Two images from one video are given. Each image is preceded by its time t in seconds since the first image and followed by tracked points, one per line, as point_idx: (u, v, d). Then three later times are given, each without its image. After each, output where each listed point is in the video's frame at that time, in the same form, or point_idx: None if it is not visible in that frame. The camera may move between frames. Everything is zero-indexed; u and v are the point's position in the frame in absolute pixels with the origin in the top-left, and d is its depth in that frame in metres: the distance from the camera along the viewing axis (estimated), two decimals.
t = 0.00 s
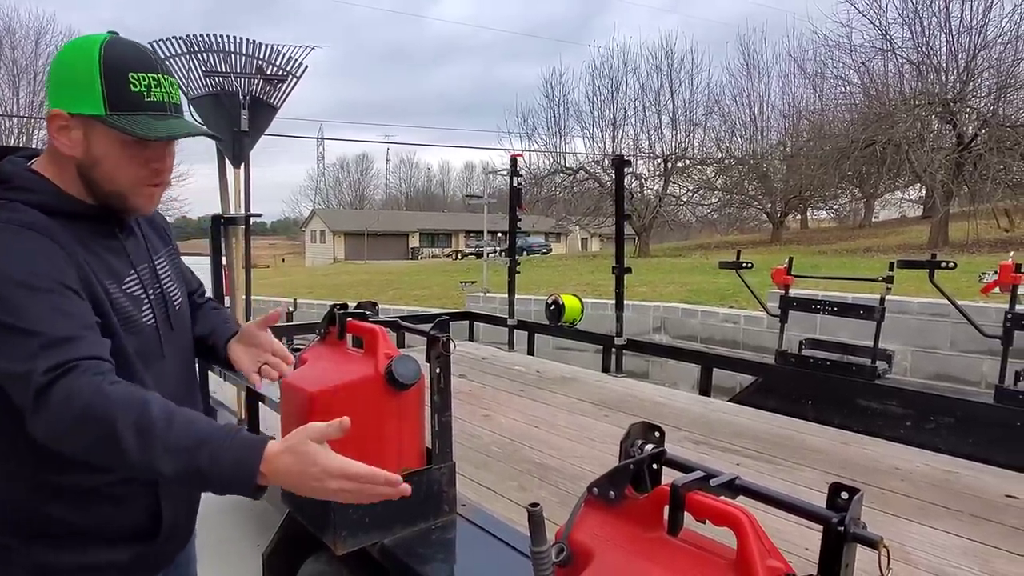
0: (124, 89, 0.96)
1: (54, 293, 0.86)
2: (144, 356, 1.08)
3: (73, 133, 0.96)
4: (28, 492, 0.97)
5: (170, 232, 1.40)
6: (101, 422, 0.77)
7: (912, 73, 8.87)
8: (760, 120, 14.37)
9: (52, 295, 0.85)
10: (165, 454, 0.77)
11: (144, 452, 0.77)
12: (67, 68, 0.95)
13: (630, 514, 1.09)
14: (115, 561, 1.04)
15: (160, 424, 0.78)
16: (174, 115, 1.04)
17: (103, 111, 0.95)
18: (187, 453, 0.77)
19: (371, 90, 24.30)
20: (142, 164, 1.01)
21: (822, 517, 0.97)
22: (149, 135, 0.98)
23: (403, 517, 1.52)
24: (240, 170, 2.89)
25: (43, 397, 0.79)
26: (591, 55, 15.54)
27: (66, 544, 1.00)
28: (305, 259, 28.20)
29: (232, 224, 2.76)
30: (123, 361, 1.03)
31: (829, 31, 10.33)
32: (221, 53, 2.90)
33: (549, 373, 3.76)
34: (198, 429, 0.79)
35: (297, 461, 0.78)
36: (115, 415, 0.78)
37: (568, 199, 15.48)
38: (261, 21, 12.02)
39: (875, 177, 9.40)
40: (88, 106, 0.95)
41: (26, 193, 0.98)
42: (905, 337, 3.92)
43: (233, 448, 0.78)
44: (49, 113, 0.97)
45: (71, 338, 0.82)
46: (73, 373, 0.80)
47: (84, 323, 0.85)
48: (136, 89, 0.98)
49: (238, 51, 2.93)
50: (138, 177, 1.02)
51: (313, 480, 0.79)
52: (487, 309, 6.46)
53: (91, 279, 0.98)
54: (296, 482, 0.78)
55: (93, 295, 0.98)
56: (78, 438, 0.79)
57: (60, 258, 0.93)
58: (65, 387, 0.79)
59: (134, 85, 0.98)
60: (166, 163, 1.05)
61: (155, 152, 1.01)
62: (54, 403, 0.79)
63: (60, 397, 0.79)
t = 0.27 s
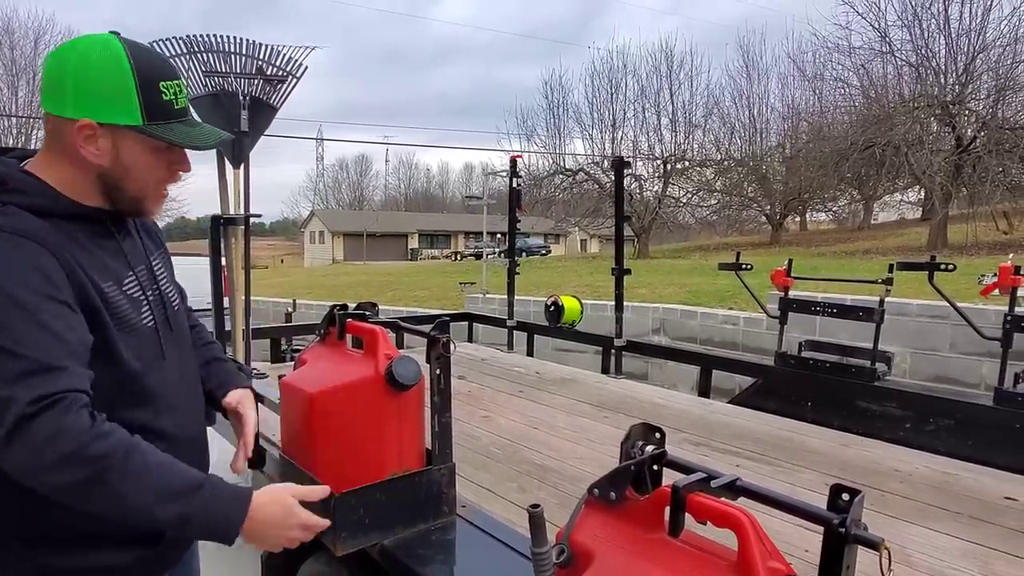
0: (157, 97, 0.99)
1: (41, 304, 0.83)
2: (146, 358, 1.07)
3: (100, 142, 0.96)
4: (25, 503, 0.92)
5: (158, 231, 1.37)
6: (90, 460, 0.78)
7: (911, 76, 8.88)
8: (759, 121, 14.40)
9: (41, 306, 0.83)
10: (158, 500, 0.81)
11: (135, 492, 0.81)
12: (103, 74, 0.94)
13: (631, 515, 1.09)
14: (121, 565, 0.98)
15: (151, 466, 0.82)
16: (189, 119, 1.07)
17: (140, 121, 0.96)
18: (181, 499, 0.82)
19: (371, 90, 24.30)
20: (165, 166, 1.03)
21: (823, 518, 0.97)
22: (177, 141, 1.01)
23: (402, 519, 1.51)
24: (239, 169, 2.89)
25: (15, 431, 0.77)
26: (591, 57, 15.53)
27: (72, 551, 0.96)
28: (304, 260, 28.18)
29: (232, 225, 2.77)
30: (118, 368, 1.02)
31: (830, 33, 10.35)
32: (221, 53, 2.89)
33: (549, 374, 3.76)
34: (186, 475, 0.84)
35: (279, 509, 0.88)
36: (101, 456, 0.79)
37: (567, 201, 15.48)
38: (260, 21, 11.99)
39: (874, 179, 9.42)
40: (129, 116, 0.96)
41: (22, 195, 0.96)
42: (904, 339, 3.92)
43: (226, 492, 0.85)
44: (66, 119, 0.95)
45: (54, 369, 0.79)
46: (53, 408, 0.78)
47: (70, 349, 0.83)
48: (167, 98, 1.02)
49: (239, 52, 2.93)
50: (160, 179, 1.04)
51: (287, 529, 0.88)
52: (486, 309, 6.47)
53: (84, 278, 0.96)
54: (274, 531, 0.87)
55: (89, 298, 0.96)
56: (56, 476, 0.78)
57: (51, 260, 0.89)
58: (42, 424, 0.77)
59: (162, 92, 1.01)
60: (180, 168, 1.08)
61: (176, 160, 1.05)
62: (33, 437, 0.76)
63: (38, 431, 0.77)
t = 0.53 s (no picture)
0: (170, 104, 1.01)
1: (66, 303, 0.86)
2: (155, 353, 1.10)
3: (114, 146, 0.98)
4: (40, 495, 0.97)
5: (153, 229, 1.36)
6: (120, 439, 0.84)
7: (910, 78, 8.91)
8: (759, 123, 14.42)
9: (65, 306, 0.86)
10: (197, 442, 0.88)
11: (173, 448, 0.87)
12: (113, 80, 0.96)
13: (632, 517, 1.09)
14: (133, 554, 1.07)
15: (182, 415, 0.88)
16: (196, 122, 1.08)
17: (154, 127, 0.98)
18: (220, 441, 0.90)
19: (371, 91, 24.32)
20: (174, 170, 1.05)
21: (825, 521, 0.97)
22: (186, 145, 1.03)
23: (404, 520, 1.51)
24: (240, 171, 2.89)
25: (53, 420, 0.81)
26: (591, 59, 15.65)
27: (86, 542, 1.02)
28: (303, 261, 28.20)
29: (232, 227, 2.77)
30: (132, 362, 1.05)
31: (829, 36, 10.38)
32: (221, 54, 2.89)
33: (549, 376, 3.76)
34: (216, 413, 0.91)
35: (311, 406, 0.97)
36: (136, 430, 0.85)
37: (567, 202, 15.51)
38: (260, 23, 12.02)
39: (874, 182, 9.43)
40: (141, 121, 0.98)
41: (35, 198, 0.97)
42: (904, 342, 3.92)
43: (257, 411, 0.93)
44: (79, 123, 0.96)
45: (82, 362, 0.84)
46: (84, 396, 0.82)
47: (89, 342, 0.86)
48: (179, 103, 1.03)
49: (238, 53, 2.92)
50: (169, 182, 1.06)
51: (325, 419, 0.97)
52: (486, 311, 6.47)
53: (99, 276, 0.99)
54: (314, 425, 0.97)
55: (104, 298, 0.99)
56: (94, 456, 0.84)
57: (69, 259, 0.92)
58: (78, 411, 0.82)
59: (175, 100, 1.02)
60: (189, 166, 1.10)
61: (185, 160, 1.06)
62: (66, 432, 0.81)
63: (73, 421, 0.82)
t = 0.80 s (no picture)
0: (176, 113, 1.06)
1: (87, 288, 0.93)
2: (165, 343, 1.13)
3: (119, 147, 1.02)
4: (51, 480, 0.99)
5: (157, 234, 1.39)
6: (132, 399, 0.91)
7: (910, 80, 8.94)
8: (758, 124, 14.43)
9: (87, 291, 0.93)
10: (197, 373, 0.96)
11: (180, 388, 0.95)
12: (119, 90, 1.01)
13: (631, 519, 1.08)
14: (133, 542, 1.07)
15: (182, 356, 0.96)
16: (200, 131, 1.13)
17: (157, 130, 1.03)
18: (219, 370, 0.99)
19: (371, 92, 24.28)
20: (177, 173, 1.09)
21: (826, 523, 0.97)
22: (190, 149, 1.08)
23: (402, 522, 1.51)
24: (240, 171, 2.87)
25: (83, 393, 0.89)
26: (591, 59, 15.64)
27: (90, 528, 1.03)
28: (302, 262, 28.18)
29: (232, 227, 2.76)
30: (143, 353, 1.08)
31: (830, 37, 10.39)
32: (222, 56, 2.89)
33: (548, 378, 3.75)
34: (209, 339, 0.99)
35: (279, 294, 1.06)
36: (147, 388, 0.92)
37: (566, 204, 15.51)
38: (260, 23, 11.98)
39: (874, 183, 9.43)
40: (146, 124, 1.02)
41: (53, 196, 1.01)
42: (904, 343, 3.92)
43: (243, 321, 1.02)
44: (88, 128, 1.01)
45: (99, 339, 0.91)
46: (105, 367, 0.90)
47: (101, 322, 0.92)
48: (181, 111, 1.08)
49: (237, 53, 2.93)
50: (172, 185, 1.10)
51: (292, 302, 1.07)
52: (485, 312, 6.46)
53: (109, 267, 1.02)
54: (285, 308, 1.06)
55: (116, 291, 1.03)
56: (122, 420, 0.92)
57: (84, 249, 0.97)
58: (100, 381, 0.89)
59: (180, 110, 1.07)
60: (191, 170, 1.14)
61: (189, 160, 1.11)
62: (92, 404, 0.89)
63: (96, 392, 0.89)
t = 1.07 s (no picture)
0: (181, 124, 1.15)
1: (80, 284, 0.99)
2: (171, 338, 1.16)
3: (131, 153, 1.12)
4: (57, 461, 1.04)
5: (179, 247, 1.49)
6: (91, 397, 0.96)
7: (910, 81, 8.90)
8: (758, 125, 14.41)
9: (78, 289, 0.98)
10: (146, 402, 1.01)
11: (131, 399, 0.99)
12: (136, 102, 1.12)
13: (629, 519, 1.08)
14: (130, 523, 1.09)
15: (134, 385, 1.00)
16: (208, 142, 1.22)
17: (164, 136, 1.13)
18: (166, 396, 1.03)
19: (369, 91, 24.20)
20: (183, 179, 1.18)
21: (826, 524, 0.96)
22: (196, 155, 1.16)
23: (401, 523, 1.50)
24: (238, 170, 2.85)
25: (40, 382, 0.94)
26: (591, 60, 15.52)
27: (93, 508, 1.06)
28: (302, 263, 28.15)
29: (230, 227, 2.75)
30: (148, 347, 1.12)
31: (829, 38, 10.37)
32: (221, 56, 2.88)
33: (547, 378, 3.74)
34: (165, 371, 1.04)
35: (241, 358, 1.14)
36: (102, 392, 0.97)
37: (566, 204, 15.50)
38: (257, 23, 11.94)
39: (873, 184, 9.44)
40: (154, 132, 1.12)
41: (68, 197, 1.08)
42: (904, 344, 3.91)
43: (199, 379, 1.06)
44: (106, 137, 1.13)
45: (68, 335, 0.96)
46: (65, 365, 0.95)
47: (85, 320, 0.98)
48: (190, 123, 1.18)
49: (235, 53, 2.91)
50: (178, 190, 1.18)
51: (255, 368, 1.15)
52: (485, 313, 6.45)
53: (115, 264, 1.08)
54: (248, 373, 1.14)
55: (117, 285, 1.08)
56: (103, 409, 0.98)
57: (83, 244, 1.02)
58: (58, 375, 0.94)
59: (187, 119, 1.16)
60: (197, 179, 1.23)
61: (194, 174, 1.21)
62: (47, 394, 0.94)
63: (57, 386, 0.94)
